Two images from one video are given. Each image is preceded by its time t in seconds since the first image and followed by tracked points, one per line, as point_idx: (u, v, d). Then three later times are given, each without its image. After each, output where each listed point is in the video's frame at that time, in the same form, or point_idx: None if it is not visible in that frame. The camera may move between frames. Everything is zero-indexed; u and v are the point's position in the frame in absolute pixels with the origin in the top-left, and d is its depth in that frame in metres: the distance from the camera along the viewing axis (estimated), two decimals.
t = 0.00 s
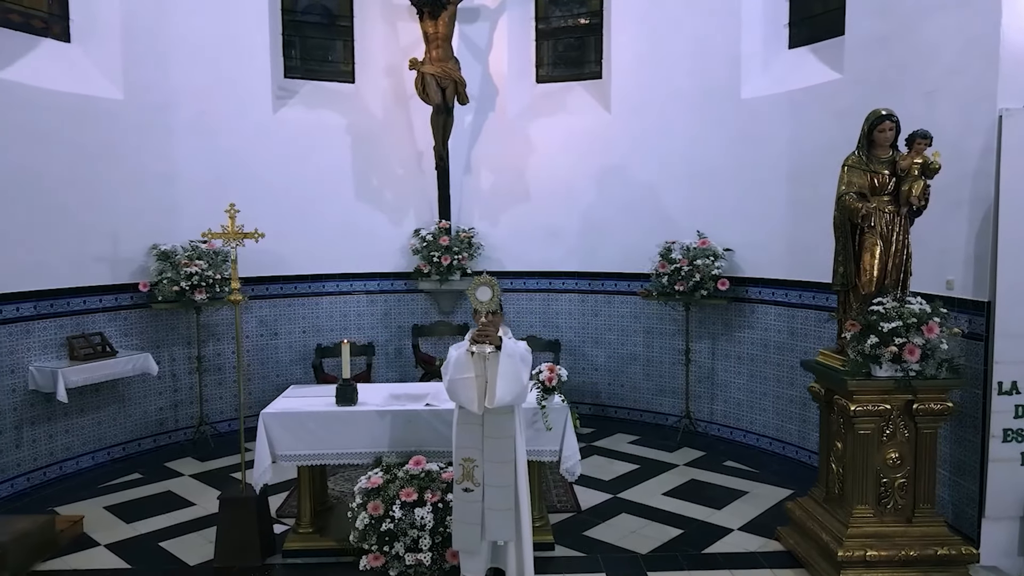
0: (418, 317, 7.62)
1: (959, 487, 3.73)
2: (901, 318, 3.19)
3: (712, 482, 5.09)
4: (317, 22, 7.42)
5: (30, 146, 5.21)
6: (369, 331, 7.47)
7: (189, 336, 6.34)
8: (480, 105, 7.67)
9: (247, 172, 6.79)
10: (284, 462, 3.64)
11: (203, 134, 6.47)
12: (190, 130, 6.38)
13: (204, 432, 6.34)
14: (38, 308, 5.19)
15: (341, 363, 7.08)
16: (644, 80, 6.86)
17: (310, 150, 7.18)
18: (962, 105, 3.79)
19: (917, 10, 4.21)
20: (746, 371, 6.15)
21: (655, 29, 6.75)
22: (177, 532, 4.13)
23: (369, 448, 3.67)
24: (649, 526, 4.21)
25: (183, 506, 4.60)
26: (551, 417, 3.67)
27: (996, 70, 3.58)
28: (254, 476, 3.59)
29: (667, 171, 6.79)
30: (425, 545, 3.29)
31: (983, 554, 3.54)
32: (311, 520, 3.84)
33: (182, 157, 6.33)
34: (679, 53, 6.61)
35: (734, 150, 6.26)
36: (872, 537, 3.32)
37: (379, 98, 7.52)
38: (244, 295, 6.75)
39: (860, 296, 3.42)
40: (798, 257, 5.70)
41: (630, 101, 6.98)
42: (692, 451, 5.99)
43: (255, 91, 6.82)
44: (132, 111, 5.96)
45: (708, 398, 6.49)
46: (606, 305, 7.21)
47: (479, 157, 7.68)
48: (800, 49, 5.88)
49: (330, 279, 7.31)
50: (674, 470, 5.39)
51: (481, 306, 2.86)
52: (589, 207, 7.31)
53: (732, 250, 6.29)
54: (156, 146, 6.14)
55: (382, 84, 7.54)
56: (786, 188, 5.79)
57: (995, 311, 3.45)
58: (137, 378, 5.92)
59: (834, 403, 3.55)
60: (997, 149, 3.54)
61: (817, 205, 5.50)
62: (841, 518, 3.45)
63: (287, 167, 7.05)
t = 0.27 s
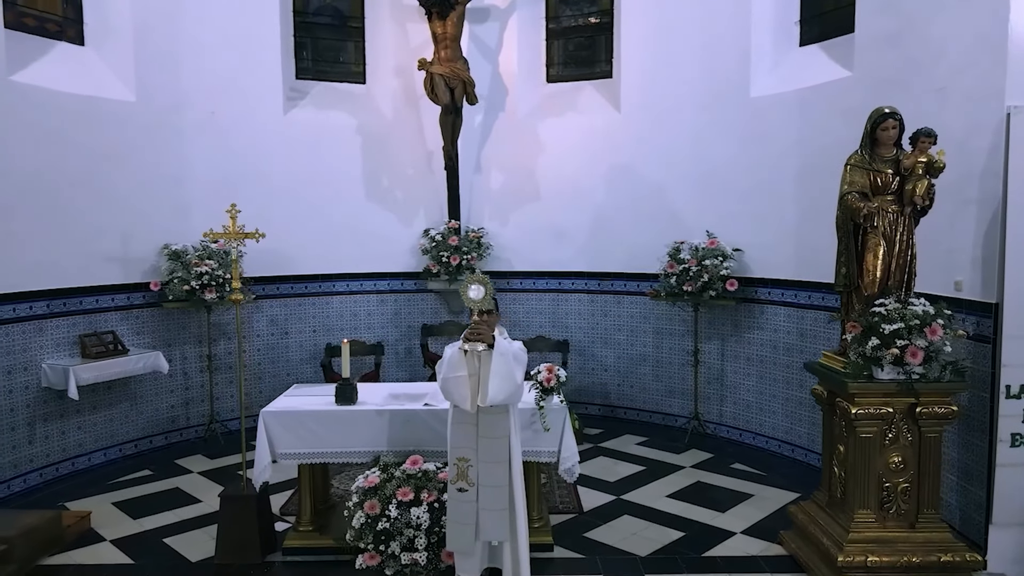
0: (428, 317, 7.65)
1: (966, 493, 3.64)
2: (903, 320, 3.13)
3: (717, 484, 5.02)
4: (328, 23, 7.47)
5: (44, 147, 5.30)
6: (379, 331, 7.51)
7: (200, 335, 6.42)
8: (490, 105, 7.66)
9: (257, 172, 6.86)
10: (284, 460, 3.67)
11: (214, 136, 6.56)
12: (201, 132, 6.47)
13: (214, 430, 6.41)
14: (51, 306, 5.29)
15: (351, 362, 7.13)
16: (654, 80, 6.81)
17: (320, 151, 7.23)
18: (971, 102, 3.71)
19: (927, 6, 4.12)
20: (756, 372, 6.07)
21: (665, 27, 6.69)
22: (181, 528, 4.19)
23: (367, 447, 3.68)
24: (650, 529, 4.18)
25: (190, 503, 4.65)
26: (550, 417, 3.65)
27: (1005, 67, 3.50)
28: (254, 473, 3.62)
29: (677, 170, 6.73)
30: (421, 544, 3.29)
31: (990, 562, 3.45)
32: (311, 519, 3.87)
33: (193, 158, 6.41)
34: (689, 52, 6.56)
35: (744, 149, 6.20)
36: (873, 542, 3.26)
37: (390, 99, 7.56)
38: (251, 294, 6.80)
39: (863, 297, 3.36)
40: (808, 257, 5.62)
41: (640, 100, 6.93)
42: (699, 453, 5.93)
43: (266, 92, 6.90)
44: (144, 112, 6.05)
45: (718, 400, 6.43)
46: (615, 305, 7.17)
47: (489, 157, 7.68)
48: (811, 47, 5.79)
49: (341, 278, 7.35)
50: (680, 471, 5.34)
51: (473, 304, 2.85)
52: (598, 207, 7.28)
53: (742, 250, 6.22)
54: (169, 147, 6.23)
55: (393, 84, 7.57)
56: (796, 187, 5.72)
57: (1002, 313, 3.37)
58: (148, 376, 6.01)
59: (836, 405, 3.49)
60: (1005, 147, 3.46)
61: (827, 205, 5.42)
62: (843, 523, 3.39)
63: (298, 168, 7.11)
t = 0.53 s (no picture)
0: (436, 316, 7.66)
1: (972, 497, 3.58)
2: (904, 321, 3.08)
3: (722, 486, 4.98)
4: (337, 24, 7.50)
5: (55, 148, 5.37)
6: (387, 331, 7.53)
7: (209, 334, 6.47)
8: (498, 106, 7.66)
9: (265, 173, 6.92)
10: (283, 459, 3.69)
11: (223, 136, 6.62)
12: (210, 132, 6.53)
13: (222, 428, 6.46)
14: (61, 306, 5.36)
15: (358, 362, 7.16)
16: (661, 79, 6.77)
17: (328, 151, 7.27)
18: (978, 101, 3.65)
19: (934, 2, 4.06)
20: (763, 374, 6.02)
21: (672, 26, 6.65)
22: (184, 526, 4.22)
23: (366, 446, 3.69)
24: (651, 530, 4.16)
25: (195, 500, 4.70)
26: (548, 417, 3.64)
27: (1012, 64, 3.44)
28: (253, 471, 3.65)
29: (684, 170, 6.68)
30: (417, 544, 3.29)
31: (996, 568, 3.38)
32: (311, 517, 3.88)
33: (202, 159, 6.48)
34: (697, 51, 6.51)
35: (751, 149, 6.14)
36: (874, 547, 3.21)
37: (398, 99, 7.58)
38: (259, 293, 6.85)
39: (865, 298, 3.32)
40: (815, 258, 5.56)
41: (648, 99, 6.89)
42: (705, 455, 5.89)
43: (274, 93, 6.95)
44: (153, 113, 6.11)
45: (724, 402, 6.37)
46: (622, 305, 7.14)
47: (497, 157, 7.67)
48: (819, 45, 5.72)
49: (349, 278, 7.39)
50: (685, 473, 5.30)
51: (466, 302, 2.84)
52: (606, 207, 7.25)
53: (749, 250, 6.17)
54: (178, 148, 6.29)
55: (400, 85, 7.59)
56: (804, 187, 5.66)
57: (1008, 315, 3.31)
58: (157, 374, 6.07)
59: (837, 407, 3.45)
60: (1010, 145, 3.40)
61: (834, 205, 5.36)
62: (844, 526, 3.34)
63: (306, 168, 7.15)
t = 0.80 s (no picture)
0: (445, 316, 7.67)
1: (978, 502, 3.51)
2: (905, 322, 3.04)
3: (727, 488, 4.93)
4: (346, 26, 7.54)
5: (67, 149, 5.46)
6: (395, 330, 7.56)
7: (219, 333, 6.54)
8: (506, 106, 7.65)
9: (275, 173, 6.98)
10: (283, 457, 3.72)
11: (233, 137, 6.69)
12: (220, 133, 6.61)
13: (232, 427, 6.53)
14: (72, 304, 5.44)
15: (366, 361, 7.19)
16: (669, 79, 6.72)
17: (337, 152, 7.31)
18: (985, 98, 3.58)
19: None
20: (771, 375, 5.96)
21: (681, 25, 6.60)
22: (188, 523, 4.27)
23: (365, 446, 3.71)
24: (652, 532, 4.13)
25: (201, 498, 4.75)
26: (546, 418, 3.63)
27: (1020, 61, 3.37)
28: (254, 469, 3.67)
29: (693, 170, 6.64)
30: (414, 543, 3.30)
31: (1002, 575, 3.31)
32: (311, 516, 3.90)
33: (212, 160, 6.55)
34: (705, 49, 6.46)
35: (760, 148, 6.08)
36: (875, 551, 3.16)
37: (407, 100, 7.60)
38: (268, 293, 6.91)
39: (867, 299, 3.27)
40: (823, 258, 5.50)
41: (657, 99, 6.85)
42: (712, 456, 5.84)
43: (284, 95, 7.01)
44: (163, 115, 6.19)
45: (733, 403, 6.31)
46: (630, 306, 7.10)
47: (505, 157, 7.67)
48: (828, 42, 5.65)
49: (358, 278, 7.42)
50: (690, 475, 5.26)
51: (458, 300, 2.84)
52: (614, 207, 7.21)
53: (757, 250, 6.12)
54: (188, 150, 6.37)
55: (409, 85, 7.62)
56: (812, 186, 5.60)
57: (1014, 316, 3.25)
58: (167, 373, 6.14)
59: (839, 409, 3.40)
60: (1018, 144, 3.33)
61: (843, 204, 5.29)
62: (844, 530, 3.30)
63: (315, 168, 7.20)
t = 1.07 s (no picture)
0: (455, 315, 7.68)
1: (985, 507, 3.44)
2: (906, 324, 2.99)
3: (733, 490, 4.88)
4: (357, 27, 7.59)
5: (80, 150, 5.55)
6: (405, 330, 7.59)
7: (229, 332, 6.61)
8: (516, 105, 7.65)
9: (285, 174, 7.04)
10: (284, 456, 3.75)
11: (243, 138, 6.77)
12: (231, 134, 6.68)
13: (242, 425, 6.60)
14: (85, 303, 5.53)
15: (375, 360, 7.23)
16: (679, 77, 6.67)
17: (348, 152, 7.36)
18: (994, 95, 3.51)
19: None
20: (780, 377, 5.89)
21: (690, 23, 6.55)
22: (193, 519, 4.32)
23: (365, 444, 3.73)
24: (654, 534, 4.10)
25: (207, 495, 4.80)
26: (543, 418, 3.62)
27: None
28: (256, 469, 3.70)
29: (702, 169, 6.58)
30: (410, 542, 3.31)
31: None
32: (312, 514, 3.93)
33: (223, 161, 6.63)
34: (714, 47, 6.40)
35: (770, 147, 6.01)
36: (875, 557, 3.11)
37: (416, 100, 7.63)
38: (278, 292, 6.97)
39: (868, 300, 3.22)
40: (833, 259, 5.42)
41: (666, 98, 6.80)
42: (719, 458, 5.79)
43: (294, 96, 7.07)
44: (175, 116, 6.28)
45: (741, 405, 6.25)
46: (639, 306, 7.06)
47: (515, 156, 7.66)
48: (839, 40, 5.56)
49: (367, 278, 7.46)
50: (696, 477, 5.21)
51: (451, 297, 2.86)
52: (624, 206, 7.17)
53: (766, 250, 6.05)
54: (200, 151, 6.45)
55: (420, 85, 7.64)
56: (822, 186, 5.52)
57: (1021, 318, 3.17)
58: (178, 371, 6.22)
59: (840, 412, 3.36)
60: None
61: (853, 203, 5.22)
62: (844, 534, 3.25)
63: (325, 169, 7.25)
